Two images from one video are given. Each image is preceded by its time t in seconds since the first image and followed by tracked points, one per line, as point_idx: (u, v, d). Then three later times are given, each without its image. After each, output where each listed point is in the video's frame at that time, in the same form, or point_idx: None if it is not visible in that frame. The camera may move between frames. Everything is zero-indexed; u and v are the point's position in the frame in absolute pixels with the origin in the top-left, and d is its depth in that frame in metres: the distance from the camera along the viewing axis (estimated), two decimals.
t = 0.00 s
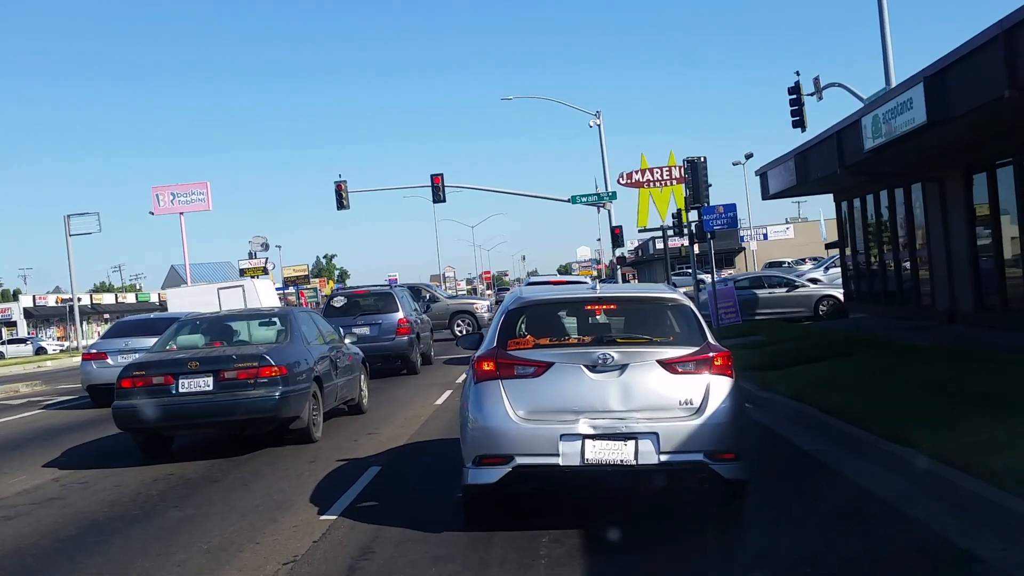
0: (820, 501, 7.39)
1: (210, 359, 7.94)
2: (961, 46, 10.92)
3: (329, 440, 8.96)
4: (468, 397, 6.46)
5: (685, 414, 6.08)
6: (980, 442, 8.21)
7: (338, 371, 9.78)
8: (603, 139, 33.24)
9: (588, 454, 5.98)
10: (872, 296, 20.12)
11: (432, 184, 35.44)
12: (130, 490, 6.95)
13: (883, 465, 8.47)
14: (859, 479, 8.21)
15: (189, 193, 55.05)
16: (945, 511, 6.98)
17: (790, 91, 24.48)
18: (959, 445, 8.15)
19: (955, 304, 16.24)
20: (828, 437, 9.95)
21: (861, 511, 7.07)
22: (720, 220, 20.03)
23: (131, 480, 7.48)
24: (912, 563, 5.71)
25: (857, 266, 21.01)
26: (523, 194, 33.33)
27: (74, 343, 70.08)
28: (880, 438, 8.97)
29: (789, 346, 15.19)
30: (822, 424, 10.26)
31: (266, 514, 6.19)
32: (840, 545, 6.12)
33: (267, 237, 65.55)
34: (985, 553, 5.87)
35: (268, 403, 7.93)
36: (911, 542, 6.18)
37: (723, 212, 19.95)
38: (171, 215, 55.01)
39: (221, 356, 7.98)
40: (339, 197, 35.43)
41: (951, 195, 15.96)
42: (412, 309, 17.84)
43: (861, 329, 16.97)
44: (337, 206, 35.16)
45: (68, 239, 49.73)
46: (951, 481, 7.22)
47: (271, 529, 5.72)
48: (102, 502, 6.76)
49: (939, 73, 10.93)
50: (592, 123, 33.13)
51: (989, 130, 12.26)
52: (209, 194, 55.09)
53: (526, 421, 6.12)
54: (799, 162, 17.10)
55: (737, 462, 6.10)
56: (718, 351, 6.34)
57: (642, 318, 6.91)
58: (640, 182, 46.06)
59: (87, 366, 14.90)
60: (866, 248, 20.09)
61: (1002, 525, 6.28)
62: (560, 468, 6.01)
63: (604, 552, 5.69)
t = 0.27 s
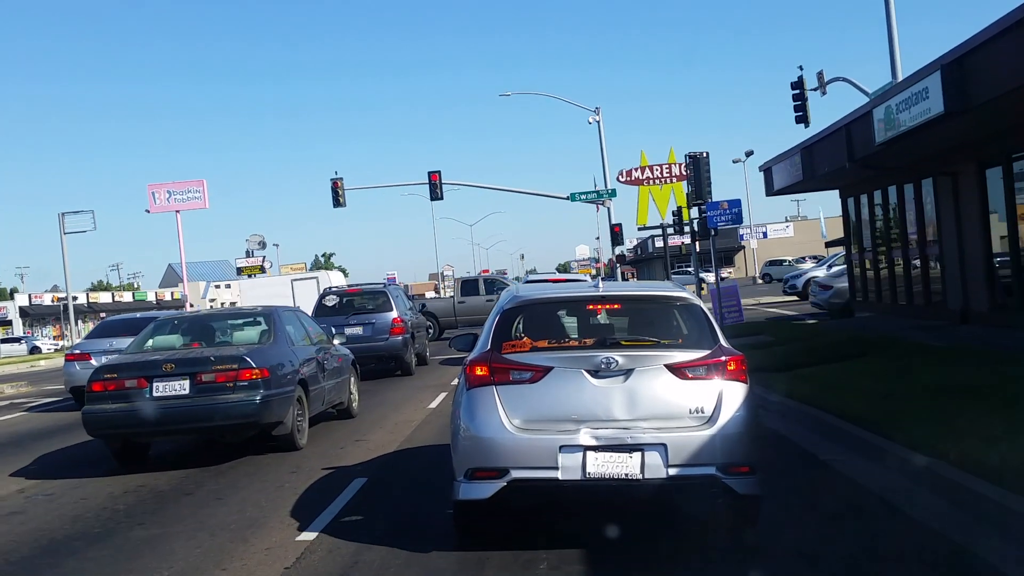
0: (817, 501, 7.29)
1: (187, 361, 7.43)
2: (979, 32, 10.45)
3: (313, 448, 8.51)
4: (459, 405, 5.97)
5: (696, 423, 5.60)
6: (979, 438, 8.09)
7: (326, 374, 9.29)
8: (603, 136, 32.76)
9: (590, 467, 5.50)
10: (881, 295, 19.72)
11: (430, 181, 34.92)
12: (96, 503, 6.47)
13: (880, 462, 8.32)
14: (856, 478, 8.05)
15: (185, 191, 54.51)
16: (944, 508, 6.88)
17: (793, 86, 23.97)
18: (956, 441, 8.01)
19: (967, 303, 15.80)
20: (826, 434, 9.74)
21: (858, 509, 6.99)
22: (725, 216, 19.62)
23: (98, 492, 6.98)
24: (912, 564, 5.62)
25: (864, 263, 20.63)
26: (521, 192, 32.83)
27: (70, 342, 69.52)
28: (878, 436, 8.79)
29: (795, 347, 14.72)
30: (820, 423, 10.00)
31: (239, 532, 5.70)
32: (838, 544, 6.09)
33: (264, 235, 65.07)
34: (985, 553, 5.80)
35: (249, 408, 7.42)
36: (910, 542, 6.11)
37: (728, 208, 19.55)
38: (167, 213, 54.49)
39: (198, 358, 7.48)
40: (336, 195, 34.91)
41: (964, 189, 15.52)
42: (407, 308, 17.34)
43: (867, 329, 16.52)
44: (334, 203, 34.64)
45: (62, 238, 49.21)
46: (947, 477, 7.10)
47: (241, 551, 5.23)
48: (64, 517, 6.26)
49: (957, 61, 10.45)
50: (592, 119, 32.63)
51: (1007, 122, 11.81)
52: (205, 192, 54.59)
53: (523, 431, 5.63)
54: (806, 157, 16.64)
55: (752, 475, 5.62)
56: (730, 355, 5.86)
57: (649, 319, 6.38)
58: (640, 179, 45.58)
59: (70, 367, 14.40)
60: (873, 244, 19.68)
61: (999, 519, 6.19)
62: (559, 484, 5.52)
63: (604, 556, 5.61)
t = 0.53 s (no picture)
0: (815, 500, 7.23)
1: (162, 365, 7.00)
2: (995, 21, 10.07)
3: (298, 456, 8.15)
4: (451, 413, 5.54)
5: (706, 433, 5.19)
6: (977, 436, 8.04)
7: (314, 378, 8.89)
8: (602, 133, 32.35)
9: (592, 481, 5.08)
10: (887, 294, 19.43)
11: (427, 179, 34.48)
12: (63, 517, 6.06)
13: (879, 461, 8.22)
14: (856, 478, 7.94)
15: (180, 190, 54.04)
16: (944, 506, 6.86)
17: (795, 81, 23.56)
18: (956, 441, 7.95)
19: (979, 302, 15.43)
20: (823, 433, 9.61)
21: (857, 508, 6.97)
22: (728, 213, 19.37)
23: (66, 504, 6.56)
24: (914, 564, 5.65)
25: (870, 262, 20.32)
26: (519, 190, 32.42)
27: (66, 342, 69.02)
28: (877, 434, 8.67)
29: (800, 348, 14.32)
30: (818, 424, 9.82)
31: (210, 552, 5.27)
32: (840, 543, 6.12)
33: (261, 235, 64.62)
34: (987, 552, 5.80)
35: (229, 414, 7.00)
36: (910, 542, 6.09)
37: (732, 205, 19.27)
38: (162, 212, 54.01)
39: (175, 361, 7.04)
40: (332, 193, 34.47)
41: (976, 184, 15.16)
42: (401, 308, 16.93)
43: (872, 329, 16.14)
44: (330, 202, 34.20)
45: (56, 237, 48.75)
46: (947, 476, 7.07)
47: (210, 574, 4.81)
48: (25, 534, 5.83)
49: (972, 50, 10.07)
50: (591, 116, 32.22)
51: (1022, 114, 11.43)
52: (201, 191, 54.15)
53: (518, 441, 5.21)
54: (812, 152, 16.25)
55: (766, 490, 5.21)
56: (742, 359, 5.44)
57: (653, 320, 5.96)
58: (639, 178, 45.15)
59: (53, 370, 13.96)
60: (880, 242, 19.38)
61: (1000, 516, 6.20)
62: (557, 500, 5.11)
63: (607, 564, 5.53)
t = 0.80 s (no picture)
0: (813, 502, 7.24)
1: (142, 369, 6.73)
2: (1010, 11, 9.77)
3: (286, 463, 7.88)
4: (444, 420, 5.21)
5: (717, 443, 4.87)
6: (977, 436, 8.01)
7: (304, 381, 8.59)
8: (601, 132, 32.05)
9: (594, 494, 4.75)
10: (893, 292, 19.21)
11: (426, 178, 34.14)
12: (34, 529, 5.75)
13: (879, 462, 8.17)
14: (857, 479, 7.91)
15: (179, 189, 53.68)
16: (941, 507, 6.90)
17: (798, 79, 23.23)
18: (955, 441, 7.90)
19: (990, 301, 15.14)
20: (822, 434, 9.57)
21: (855, 508, 7.02)
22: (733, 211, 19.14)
23: (39, 514, 6.24)
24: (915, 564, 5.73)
25: (876, 260, 20.10)
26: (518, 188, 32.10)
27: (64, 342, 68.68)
28: (876, 435, 8.59)
29: (805, 349, 14.02)
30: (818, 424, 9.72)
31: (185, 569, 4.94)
32: (840, 544, 6.23)
33: (260, 234, 64.33)
34: (988, 552, 5.84)
35: (212, 420, 6.74)
36: (908, 542, 6.18)
37: (737, 203, 19.03)
38: (160, 212, 53.67)
39: (155, 365, 6.77)
40: (330, 192, 34.12)
41: (987, 180, 14.88)
42: (398, 308, 16.61)
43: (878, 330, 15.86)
44: (327, 201, 33.85)
45: (53, 237, 48.46)
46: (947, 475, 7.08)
47: None
48: None
49: (987, 40, 9.76)
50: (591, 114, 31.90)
51: None
52: (199, 190, 53.82)
53: (516, 451, 4.88)
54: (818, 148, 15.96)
55: (781, 503, 4.89)
56: (754, 363, 5.11)
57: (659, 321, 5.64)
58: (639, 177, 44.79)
59: (42, 371, 13.64)
60: (886, 240, 19.14)
61: (1001, 514, 6.22)
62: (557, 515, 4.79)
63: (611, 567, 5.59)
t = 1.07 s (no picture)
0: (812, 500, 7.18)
1: (125, 373, 6.75)
2: None
3: (277, 470, 7.86)
4: (438, 428, 4.95)
5: (726, 451, 4.62)
6: (979, 435, 7.89)
7: (297, 385, 8.64)
8: (602, 131, 31.79)
9: (597, 506, 4.49)
10: (899, 292, 19.06)
11: (425, 178, 33.88)
12: (9, 541, 5.56)
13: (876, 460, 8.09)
14: (854, 476, 7.84)
15: (177, 190, 53.41)
16: (941, 506, 6.78)
17: (801, 76, 22.97)
18: (955, 439, 7.80)
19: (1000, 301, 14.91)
20: (823, 434, 9.45)
21: (852, 505, 6.96)
22: (737, 210, 18.78)
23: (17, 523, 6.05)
24: (914, 561, 5.68)
25: (882, 260, 19.99)
26: (518, 187, 31.84)
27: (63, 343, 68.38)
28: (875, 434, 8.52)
29: (807, 351, 13.80)
30: (819, 425, 9.63)
31: None
32: (838, 540, 6.19)
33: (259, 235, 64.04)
34: (988, 551, 5.75)
35: (197, 427, 6.75)
36: (908, 540, 6.09)
37: (740, 201, 18.73)
38: (159, 212, 53.39)
39: (138, 370, 6.78)
40: (328, 192, 33.85)
41: (997, 178, 14.66)
42: (395, 309, 16.36)
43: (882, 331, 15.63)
44: (325, 200, 33.56)
45: (51, 237, 48.22)
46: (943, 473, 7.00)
47: None
48: None
49: (1001, 33, 9.52)
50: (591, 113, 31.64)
51: None
52: (198, 190, 53.53)
53: (513, 461, 4.62)
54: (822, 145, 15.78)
55: (794, 516, 4.63)
56: (765, 367, 4.85)
57: (664, 322, 5.39)
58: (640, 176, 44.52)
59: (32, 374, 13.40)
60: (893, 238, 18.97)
61: (999, 512, 6.14)
62: (555, 529, 4.55)
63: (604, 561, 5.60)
